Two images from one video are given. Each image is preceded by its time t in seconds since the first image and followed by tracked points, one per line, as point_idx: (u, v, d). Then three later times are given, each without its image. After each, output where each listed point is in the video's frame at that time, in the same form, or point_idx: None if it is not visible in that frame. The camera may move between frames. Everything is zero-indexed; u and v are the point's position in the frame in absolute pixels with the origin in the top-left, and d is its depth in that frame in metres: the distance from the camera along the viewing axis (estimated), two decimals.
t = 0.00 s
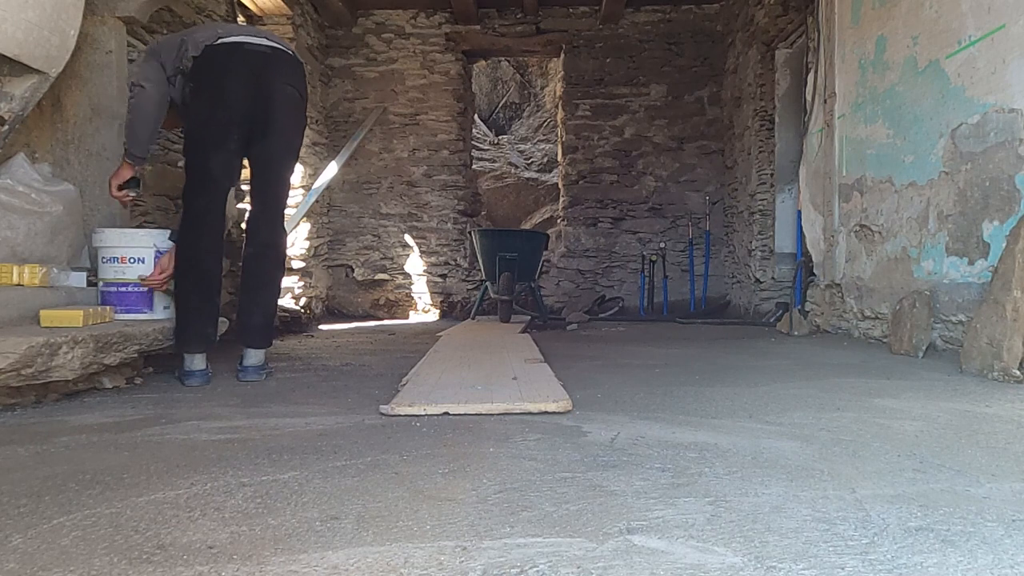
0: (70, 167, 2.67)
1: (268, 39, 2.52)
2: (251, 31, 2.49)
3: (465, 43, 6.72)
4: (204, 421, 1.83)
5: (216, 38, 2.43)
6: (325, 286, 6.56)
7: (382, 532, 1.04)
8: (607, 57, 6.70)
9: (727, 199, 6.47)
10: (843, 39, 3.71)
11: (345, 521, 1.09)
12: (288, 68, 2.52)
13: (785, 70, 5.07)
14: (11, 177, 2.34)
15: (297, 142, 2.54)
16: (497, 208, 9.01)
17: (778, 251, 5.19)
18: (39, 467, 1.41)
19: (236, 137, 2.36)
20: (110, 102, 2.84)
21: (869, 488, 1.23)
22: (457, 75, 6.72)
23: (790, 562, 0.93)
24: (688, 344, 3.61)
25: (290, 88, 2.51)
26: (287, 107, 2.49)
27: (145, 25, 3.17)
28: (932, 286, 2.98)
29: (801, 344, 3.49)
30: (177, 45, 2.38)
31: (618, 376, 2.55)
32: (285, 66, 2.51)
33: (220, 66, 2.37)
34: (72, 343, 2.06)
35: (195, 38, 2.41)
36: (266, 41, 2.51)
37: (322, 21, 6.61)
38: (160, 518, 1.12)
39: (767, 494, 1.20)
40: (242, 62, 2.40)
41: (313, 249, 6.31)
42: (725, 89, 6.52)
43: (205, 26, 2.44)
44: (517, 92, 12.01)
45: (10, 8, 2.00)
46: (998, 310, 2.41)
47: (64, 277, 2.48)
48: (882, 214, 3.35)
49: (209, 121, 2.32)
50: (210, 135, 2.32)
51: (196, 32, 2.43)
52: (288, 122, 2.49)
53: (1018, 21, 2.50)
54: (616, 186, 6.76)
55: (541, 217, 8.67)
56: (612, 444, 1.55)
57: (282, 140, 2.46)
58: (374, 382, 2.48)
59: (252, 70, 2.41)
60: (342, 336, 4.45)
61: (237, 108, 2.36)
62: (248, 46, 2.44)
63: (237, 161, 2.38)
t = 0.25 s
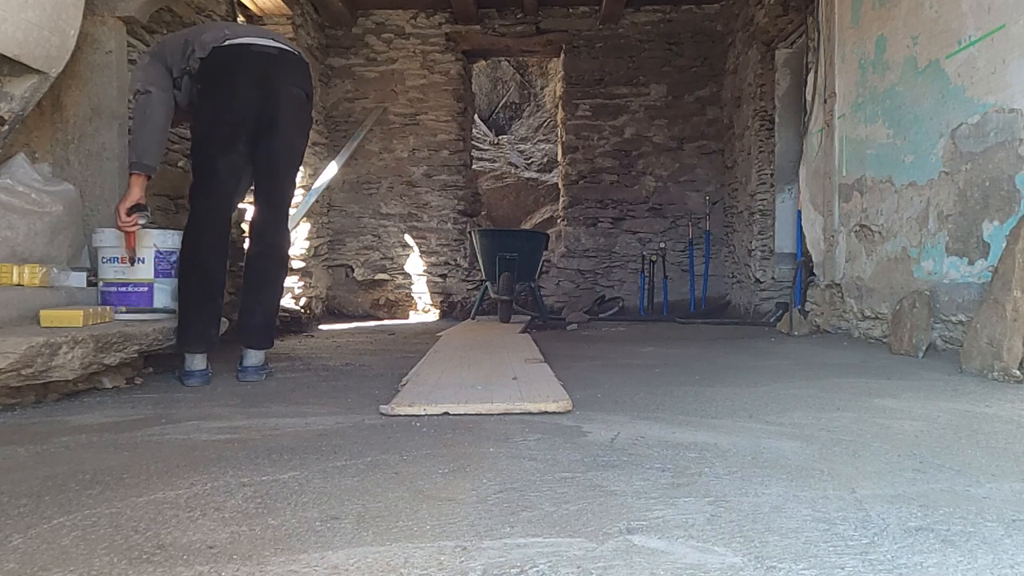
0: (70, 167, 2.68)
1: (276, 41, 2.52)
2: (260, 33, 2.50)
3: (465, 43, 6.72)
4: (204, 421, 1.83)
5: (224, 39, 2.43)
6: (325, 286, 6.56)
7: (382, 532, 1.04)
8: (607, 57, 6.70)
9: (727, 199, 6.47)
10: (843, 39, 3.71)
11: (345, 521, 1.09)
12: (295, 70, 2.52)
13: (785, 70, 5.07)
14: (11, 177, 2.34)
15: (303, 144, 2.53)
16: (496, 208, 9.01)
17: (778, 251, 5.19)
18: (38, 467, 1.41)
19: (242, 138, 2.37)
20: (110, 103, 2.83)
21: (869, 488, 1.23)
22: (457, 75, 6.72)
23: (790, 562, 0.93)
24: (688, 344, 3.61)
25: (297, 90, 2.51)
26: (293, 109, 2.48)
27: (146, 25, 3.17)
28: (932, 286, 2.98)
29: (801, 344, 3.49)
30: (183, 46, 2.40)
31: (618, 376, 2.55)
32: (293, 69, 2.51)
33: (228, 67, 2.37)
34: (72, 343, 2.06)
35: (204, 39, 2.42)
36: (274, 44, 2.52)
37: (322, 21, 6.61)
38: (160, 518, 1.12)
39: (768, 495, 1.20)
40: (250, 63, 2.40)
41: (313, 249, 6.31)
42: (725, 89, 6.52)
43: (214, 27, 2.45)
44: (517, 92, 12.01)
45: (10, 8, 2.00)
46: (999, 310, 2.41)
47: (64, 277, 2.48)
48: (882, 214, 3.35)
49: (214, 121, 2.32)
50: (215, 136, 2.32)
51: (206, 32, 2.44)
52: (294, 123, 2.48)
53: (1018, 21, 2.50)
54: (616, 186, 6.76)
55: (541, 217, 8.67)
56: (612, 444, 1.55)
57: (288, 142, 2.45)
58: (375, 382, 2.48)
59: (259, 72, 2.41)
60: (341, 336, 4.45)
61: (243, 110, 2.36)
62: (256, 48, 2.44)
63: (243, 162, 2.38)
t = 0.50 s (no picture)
0: (70, 167, 2.69)
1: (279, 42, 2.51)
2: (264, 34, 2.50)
3: (465, 42, 6.72)
4: (204, 421, 1.83)
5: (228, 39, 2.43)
6: (325, 286, 6.56)
7: (382, 532, 1.04)
8: (607, 57, 6.70)
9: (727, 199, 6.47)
10: (843, 39, 3.71)
11: (345, 521, 1.09)
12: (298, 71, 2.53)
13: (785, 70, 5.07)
14: (11, 177, 2.34)
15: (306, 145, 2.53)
16: (496, 208, 9.01)
17: (778, 251, 5.19)
18: (38, 467, 1.41)
19: (245, 140, 2.36)
20: (111, 103, 2.83)
21: (869, 488, 1.23)
22: (457, 75, 6.72)
23: (790, 562, 0.93)
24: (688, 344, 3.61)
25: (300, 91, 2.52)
26: (295, 111, 2.47)
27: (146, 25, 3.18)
28: (932, 286, 2.98)
29: (801, 344, 3.49)
30: (185, 48, 2.41)
31: (618, 376, 2.55)
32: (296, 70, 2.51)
33: (231, 68, 2.37)
34: (72, 342, 2.06)
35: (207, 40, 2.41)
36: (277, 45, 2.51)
37: (322, 21, 6.61)
38: (160, 518, 1.12)
39: (767, 495, 1.20)
40: (253, 64, 2.40)
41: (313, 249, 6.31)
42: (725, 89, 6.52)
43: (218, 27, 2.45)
44: (517, 92, 12.01)
45: (10, 8, 2.00)
46: (999, 310, 2.41)
47: (64, 277, 2.48)
48: (882, 214, 3.35)
49: (217, 122, 2.32)
50: (217, 136, 2.32)
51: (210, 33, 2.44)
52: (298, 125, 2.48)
53: (1018, 21, 2.50)
54: (616, 186, 6.76)
55: (541, 217, 8.67)
56: (612, 444, 1.55)
57: (291, 143, 2.45)
58: (374, 382, 2.48)
59: (263, 73, 2.41)
60: (342, 336, 4.45)
61: (246, 110, 2.36)
62: (260, 49, 2.44)
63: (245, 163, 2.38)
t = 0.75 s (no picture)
0: (70, 167, 2.68)
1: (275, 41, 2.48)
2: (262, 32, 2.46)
3: (465, 42, 6.72)
4: (204, 421, 1.83)
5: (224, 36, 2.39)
6: (325, 285, 6.56)
7: (382, 532, 1.04)
8: (607, 57, 6.70)
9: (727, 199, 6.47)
10: (843, 39, 3.71)
11: (345, 521, 1.09)
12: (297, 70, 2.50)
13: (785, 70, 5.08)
14: (11, 177, 2.35)
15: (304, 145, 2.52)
16: (496, 208, 9.01)
17: (778, 251, 5.18)
18: (39, 467, 1.41)
19: (241, 140, 2.36)
20: (111, 103, 2.85)
21: (868, 488, 1.23)
22: (457, 75, 6.72)
23: (790, 562, 0.93)
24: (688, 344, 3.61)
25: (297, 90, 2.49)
26: (292, 112, 2.45)
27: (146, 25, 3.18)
28: (932, 286, 2.98)
29: (801, 344, 3.49)
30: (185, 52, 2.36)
31: (618, 376, 2.55)
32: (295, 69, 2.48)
33: (228, 68, 2.34)
34: (72, 342, 2.06)
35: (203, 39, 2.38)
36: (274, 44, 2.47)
37: (322, 21, 6.61)
38: (160, 518, 1.12)
39: (768, 495, 1.20)
40: (249, 64, 2.37)
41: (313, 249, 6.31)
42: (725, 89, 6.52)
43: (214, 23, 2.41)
44: (517, 92, 12.01)
45: (10, 7, 2.00)
46: (999, 310, 2.41)
47: (64, 277, 2.48)
48: (882, 214, 3.35)
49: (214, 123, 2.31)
50: (212, 137, 2.31)
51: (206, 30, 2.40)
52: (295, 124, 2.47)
53: (1018, 21, 2.50)
54: (616, 186, 6.76)
55: (541, 217, 8.66)
56: (612, 444, 1.55)
57: (288, 144, 2.44)
58: (375, 382, 2.48)
59: (258, 73, 2.38)
60: (342, 336, 4.45)
61: (243, 111, 2.35)
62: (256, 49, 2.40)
63: (242, 165, 2.39)
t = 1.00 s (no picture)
0: (71, 167, 2.71)
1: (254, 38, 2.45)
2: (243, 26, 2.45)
3: (465, 42, 6.72)
4: (204, 421, 1.83)
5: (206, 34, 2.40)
6: (325, 285, 6.56)
7: (382, 532, 1.04)
8: (607, 57, 6.70)
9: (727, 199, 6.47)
10: (843, 39, 3.71)
11: (345, 521, 1.09)
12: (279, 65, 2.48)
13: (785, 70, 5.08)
14: (11, 177, 2.35)
15: (293, 143, 2.53)
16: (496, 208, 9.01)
17: (778, 251, 5.18)
18: (39, 467, 1.41)
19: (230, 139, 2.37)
20: (111, 103, 2.83)
21: (869, 488, 1.23)
22: (457, 75, 6.71)
23: (790, 562, 0.93)
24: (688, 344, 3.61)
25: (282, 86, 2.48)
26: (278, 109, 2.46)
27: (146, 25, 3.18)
28: (932, 286, 2.98)
29: (801, 344, 3.49)
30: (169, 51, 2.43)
31: (618, 376, 2.55)
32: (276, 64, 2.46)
33: (210, 66, 2.35)
34: (72, 342, 2.06)
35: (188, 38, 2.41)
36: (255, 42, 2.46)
37: (322, 21, 6.61)
38: (160, 518, 1.12)
39: (767, 495, 1.20)
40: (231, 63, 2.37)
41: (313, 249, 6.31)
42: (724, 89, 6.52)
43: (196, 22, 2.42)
44: (517, 92, 12.01)
45: (10, 8, 2.00)
46: (999, 310, 2.41)
47: (63, 277, 2.48)
48: (882, 214, 3.35)
49: (199, 123, 2.31)
50: (199, 138, 2.31)
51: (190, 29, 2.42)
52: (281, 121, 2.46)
53: (1018, 21, 2.50)
54: (616, 186, 6.76)
55: (541, 217, 8.66)
56: (612, 444, 1.55)
57: (276, 142, 2.45)
58: (375, 382, 2.48)
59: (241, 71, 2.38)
60: (342, 336, 4.45)
61: (230, 110, 2.36)
62: (234, 46, 2.39)
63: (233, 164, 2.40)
